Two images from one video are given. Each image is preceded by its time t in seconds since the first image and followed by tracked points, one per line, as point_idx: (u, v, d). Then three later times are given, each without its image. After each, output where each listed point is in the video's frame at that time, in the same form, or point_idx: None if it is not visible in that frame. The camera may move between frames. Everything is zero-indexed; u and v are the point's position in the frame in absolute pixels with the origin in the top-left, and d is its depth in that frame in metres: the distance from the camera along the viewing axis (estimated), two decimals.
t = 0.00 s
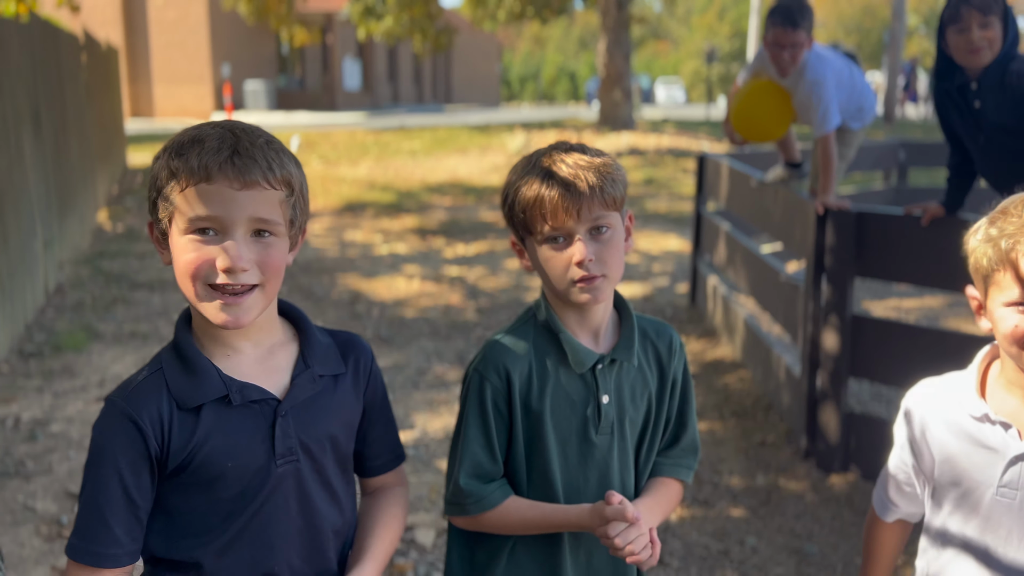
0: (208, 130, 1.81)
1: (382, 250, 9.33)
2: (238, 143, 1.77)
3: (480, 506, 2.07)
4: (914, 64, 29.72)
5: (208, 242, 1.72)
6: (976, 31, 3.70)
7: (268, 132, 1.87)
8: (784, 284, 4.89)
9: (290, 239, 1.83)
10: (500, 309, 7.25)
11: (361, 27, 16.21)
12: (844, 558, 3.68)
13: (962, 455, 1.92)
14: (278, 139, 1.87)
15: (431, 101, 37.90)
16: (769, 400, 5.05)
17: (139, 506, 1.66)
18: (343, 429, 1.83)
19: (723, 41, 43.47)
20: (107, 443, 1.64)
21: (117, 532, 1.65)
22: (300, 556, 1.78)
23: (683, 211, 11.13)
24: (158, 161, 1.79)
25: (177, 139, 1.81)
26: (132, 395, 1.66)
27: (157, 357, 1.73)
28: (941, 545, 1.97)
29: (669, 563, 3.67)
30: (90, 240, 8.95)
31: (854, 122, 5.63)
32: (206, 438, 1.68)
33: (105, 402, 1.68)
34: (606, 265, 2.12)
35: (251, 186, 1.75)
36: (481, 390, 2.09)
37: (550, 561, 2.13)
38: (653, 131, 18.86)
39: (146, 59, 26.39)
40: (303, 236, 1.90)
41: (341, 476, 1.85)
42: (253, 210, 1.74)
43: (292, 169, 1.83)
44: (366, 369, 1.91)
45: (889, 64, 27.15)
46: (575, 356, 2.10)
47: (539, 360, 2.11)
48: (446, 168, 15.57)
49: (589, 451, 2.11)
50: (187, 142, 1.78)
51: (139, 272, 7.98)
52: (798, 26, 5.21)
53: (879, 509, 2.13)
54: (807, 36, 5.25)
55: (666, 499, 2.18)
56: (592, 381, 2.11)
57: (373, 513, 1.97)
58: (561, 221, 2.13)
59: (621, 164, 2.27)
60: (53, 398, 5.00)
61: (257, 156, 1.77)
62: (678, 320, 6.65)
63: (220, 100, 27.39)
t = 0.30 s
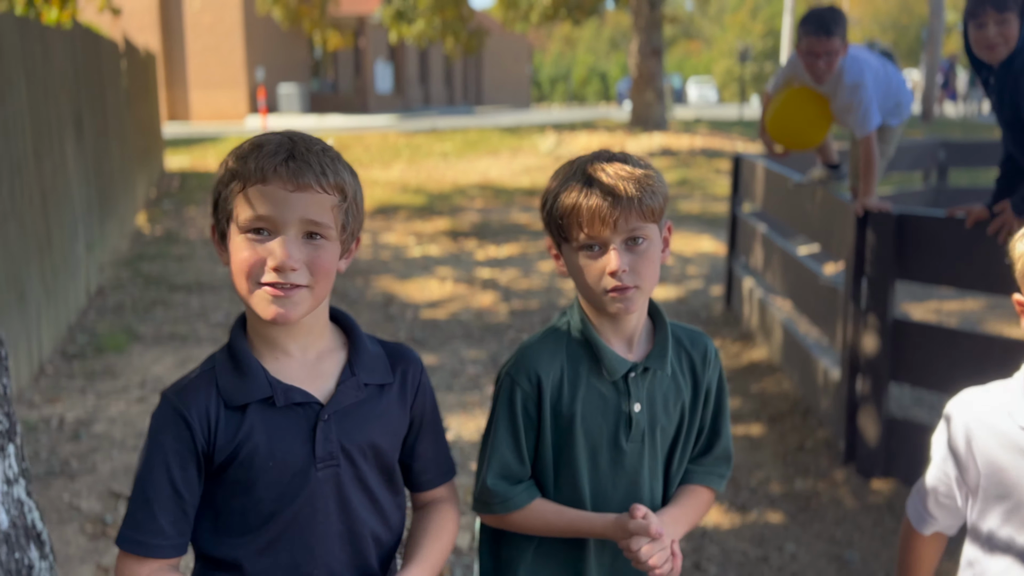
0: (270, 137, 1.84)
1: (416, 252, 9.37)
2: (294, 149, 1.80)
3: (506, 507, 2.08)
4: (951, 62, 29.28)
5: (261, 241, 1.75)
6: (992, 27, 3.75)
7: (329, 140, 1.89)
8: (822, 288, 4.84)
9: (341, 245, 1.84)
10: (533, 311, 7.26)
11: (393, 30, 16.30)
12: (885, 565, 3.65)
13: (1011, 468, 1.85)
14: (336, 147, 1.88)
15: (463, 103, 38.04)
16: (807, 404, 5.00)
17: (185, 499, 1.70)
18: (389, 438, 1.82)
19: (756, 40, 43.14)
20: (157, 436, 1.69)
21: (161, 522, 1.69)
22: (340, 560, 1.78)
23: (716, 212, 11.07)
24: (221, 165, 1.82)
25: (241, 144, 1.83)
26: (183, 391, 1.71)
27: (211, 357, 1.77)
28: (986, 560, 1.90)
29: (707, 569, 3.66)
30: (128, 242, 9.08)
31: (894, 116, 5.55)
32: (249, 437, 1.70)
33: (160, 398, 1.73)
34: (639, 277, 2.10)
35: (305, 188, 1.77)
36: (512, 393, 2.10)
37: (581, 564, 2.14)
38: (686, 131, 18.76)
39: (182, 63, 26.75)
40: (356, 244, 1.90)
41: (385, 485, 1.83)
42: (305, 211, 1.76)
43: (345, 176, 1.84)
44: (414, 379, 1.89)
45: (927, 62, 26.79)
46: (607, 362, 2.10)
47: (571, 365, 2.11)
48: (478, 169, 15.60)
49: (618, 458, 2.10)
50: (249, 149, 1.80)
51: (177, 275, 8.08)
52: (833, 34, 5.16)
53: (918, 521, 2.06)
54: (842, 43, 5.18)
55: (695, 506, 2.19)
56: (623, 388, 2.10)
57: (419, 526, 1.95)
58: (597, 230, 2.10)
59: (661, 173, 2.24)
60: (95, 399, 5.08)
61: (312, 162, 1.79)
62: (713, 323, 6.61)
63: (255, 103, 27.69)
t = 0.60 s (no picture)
0: (342, 147, 1.87)
1: (451, 254, 9.41)
2: (367, 158, 1.83)
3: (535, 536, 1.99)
4: (991, 61, 28.85)
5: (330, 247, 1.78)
6: None
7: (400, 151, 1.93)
8: (864, 291, 4.79)
9: (406, 252, 1.87)
10: (569, 313, 7.26)
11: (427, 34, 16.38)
12: (930, 571, 3.61)
13: None
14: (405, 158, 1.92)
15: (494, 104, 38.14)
16: (849, 408, 4.96)
17: (249, 488, 1.72)
18: (441, 439, 1.85)
19: (791, 40, 42.78)
20: (221, 426, 1.73)
21: (227, 511, 1.71)
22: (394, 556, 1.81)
23: (753, 213, 11.00)
24: (291, 173, 1.87)
25: (313, 155, 1.87)
26: (247, 385, 1.76)
27: (273, 355, 1.82)
28: None
29: (749, 573, 3.64)
30: (168, 244, 9.21)
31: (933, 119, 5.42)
32: (308, 432, 1.74)
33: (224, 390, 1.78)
34: (650, 280, 2.04)
35: (375, 198, 1.80)
36: (527, 416, 2.03)
37: None
38: (720, 132, 18.66)
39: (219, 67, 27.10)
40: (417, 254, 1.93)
41: (441, 483, 1.87)
42: (373, 220, 1.79)
43: (414, 188, 1.87)
44: (469, 384, 1.92)
45: (966, 61, 26.43)
46: (624, 377, 2.04)
47: (585, 383, 2.06)
48: (511, 171, 15.63)
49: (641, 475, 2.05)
50: (320, 158, 1.84)
51: (217, 276, 8.19)
52: (863, 62, 5.06)
53: (969, 530, 1.98)
54: (874, 66, 5.08)
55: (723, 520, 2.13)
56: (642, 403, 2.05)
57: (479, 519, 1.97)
58: (603, 231, 2.05)
59: (662, 171, 2.19)
60: (141, 398, 5.17)
61: (383, 172, 1.82)
62: (751, 325, 6.57)
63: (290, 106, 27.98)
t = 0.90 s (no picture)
0: (391, 147, 1.86)
1: (482, 255, 9.42)
2: (420, 159, 1.83)
3: (587, 523, 2.01)
4: None
5: (383, 247, 1.77)
6: None
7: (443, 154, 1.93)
8: (903, 293, 4.72)
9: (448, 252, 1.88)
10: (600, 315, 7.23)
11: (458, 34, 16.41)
12: None
13: None
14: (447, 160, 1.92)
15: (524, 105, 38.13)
16: (886, 413, 4.89)
17: (269, 488, 1.73)
18: (471, 439, 1.83)
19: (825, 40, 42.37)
20: (245, 426, 1.74)
21: (244, 509, 1.72)
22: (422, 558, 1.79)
23: (786, 215, 10.90)
24: (337, 171, 1.85)
25: (361, 155, 1.86)
26: (273, 384, 1.76)
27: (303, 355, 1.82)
28: None
29: None
30: (202, 245, 9.29)
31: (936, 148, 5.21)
32: (333, 433, 1.74)
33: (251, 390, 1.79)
34: (703, 267, 2.04)
35: (429, 197, 1.79)
36: (557, 408, 2.04)
37: None
38: (752, 133, 18.51)
39: (252, 69, 27.33)
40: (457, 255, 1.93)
41: (471, 488, 1.84)
42: (426, 220, 1.79)
43: (459, 191, 1.88)
44: (499, 382, 1.90)
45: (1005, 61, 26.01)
46: (649, 363, 2.05)
47: (609, 370, 2.06)
48: (541, 172, 15.62)
49: (674, 460, 2.04)
50: (371, 159, 1.83)
51: (249, 276, 8.25)
52: (914, 44, 4.89)
53: None
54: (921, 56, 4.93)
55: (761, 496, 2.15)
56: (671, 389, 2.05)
57: (514, 528, 1.99)
58: (662, 218, 2.02)
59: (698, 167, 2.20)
60: (175, 397, 5.21)
61: (434, 173, 1.83)
62: (785, 328, 6.50)
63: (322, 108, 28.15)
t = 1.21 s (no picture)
0: (410, 139, 1.80)
1: (511, 256, 9.43)
2: (439, 149, 1.76)
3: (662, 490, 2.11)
4: None
5: (401, 237, 1.69)
6: None
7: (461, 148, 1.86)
8: (940, 297, 4.64)
9: (470, 245, 1.79)
10: (629, 317, 7.21)
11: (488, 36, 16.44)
12: None
13: None
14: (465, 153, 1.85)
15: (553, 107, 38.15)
16: (921, 418, 4.83)
17: (299, 492, 1.71)
18: (496, 444, 1.75)
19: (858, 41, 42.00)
20: (271, 430, 1.71)
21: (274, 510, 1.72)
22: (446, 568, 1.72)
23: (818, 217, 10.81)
24: (355, 166, 1.79)
25: (378, 146, 1.79)
26: (293, 386, 1.72)
27: (328, 356, 1.77)
28: None
29: None
30: (234, 244, 9.38)
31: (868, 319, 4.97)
32: (351, 437, 1.68)
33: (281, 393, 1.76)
34: (786, 271, 2.18)
35: (448, 186, 1.72)
36: (651, 381, 2.16)
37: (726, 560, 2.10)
38: (784, 134, 18.38)
39: (284, 70, 27.57)
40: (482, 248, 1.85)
41: (493, 496, 1.76)
42: (446, 209, 1.71)
43: (480, 182, 1.80)
44: (527, 387, 1.81)
45: None
46: (740, 355, 2.14)
47: (705, 357, 2.16)
48: (570, 173, 15.61)
49: (755, 449, 2.13)
50: (386, 150, 1.76)
51: (281, 275, 8.31)
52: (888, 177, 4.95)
53: None
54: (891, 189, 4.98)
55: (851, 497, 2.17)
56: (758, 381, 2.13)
57: (525, 530, 1.92)
58: (744, 224, 2.19)
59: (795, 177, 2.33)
60: (207, 394, 5.26)
61: (454, 162, 1.75)
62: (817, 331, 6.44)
63: (352, 109, 28.34)
